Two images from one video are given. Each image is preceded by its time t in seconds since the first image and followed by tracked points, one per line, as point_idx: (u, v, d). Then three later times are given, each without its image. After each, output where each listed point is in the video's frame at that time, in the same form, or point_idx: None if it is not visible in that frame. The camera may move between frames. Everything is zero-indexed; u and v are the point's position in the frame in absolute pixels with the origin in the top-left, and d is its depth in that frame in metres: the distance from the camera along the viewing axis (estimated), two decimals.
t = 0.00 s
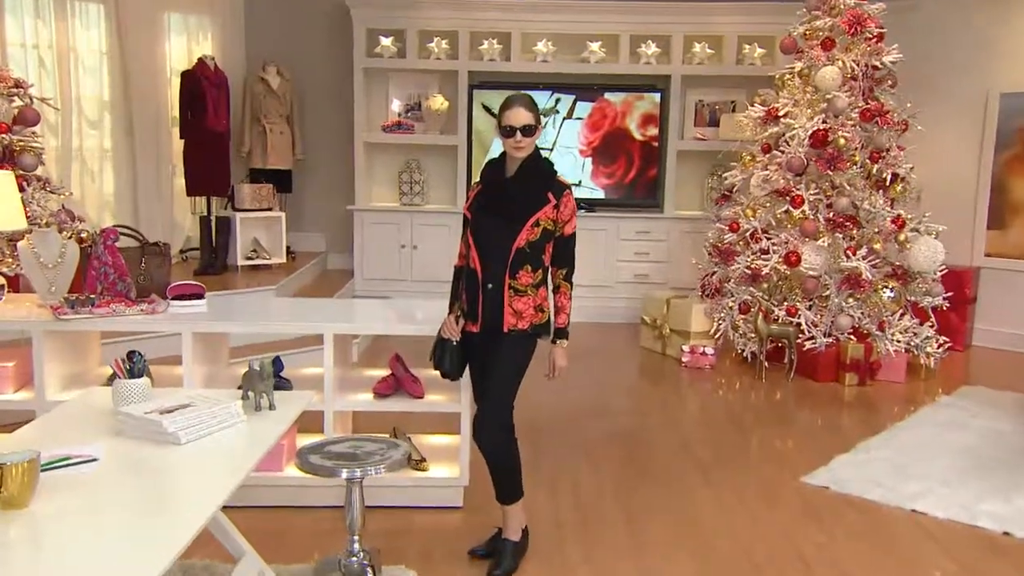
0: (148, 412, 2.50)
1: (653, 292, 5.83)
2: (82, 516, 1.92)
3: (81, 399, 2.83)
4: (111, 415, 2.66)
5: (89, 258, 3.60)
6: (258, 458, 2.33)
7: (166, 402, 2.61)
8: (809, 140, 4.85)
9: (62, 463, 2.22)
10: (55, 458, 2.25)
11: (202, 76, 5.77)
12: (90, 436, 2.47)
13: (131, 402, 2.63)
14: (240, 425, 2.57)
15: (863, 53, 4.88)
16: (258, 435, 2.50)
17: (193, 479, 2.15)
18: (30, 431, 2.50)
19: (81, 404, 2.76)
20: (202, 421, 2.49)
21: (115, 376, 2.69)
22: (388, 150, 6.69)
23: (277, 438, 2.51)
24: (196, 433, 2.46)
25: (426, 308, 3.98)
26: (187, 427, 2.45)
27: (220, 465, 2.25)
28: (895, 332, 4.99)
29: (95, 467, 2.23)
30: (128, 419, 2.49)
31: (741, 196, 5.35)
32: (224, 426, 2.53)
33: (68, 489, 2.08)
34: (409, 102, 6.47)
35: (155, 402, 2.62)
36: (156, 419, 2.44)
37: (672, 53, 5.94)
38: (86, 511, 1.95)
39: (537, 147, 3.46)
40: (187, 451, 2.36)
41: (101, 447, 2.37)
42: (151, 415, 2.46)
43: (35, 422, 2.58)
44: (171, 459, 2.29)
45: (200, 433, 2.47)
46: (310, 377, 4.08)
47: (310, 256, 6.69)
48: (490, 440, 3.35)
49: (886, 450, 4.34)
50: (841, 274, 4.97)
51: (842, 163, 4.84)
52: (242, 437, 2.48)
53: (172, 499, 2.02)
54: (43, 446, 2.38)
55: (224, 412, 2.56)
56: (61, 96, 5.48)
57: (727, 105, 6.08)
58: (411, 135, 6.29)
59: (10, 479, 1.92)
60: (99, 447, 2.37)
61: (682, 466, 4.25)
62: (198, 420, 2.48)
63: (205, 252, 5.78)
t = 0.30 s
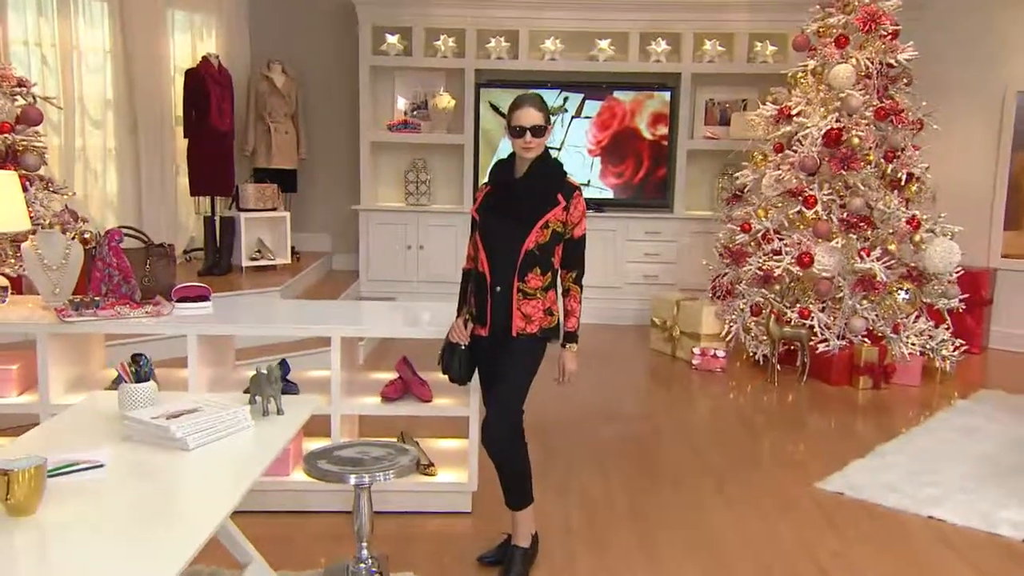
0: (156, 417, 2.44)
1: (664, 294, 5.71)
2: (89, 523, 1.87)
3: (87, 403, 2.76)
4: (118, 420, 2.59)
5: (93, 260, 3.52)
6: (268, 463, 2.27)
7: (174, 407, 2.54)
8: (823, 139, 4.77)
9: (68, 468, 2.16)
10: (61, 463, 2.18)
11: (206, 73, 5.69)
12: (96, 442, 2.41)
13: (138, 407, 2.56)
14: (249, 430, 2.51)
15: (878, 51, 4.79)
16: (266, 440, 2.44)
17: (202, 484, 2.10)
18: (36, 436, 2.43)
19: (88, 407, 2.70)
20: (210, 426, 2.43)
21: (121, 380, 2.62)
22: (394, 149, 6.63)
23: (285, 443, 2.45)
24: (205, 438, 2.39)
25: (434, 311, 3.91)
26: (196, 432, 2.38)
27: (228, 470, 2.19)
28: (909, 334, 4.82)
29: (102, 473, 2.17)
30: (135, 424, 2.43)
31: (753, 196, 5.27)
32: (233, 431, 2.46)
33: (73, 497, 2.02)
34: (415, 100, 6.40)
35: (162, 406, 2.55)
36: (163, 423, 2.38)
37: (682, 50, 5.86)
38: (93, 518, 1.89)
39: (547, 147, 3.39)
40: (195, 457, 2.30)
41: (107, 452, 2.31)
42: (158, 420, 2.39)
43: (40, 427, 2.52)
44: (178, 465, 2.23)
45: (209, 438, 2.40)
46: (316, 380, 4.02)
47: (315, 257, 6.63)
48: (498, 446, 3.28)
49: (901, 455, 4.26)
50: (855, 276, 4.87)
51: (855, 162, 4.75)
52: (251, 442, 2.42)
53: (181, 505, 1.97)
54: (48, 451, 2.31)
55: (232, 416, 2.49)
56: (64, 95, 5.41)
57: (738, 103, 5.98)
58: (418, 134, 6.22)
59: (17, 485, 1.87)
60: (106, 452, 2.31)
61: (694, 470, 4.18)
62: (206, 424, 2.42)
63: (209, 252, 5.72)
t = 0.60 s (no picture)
0: (165, 422, 2.37)
1: (675, 295, 5.62)
2: (99, 528, 1.81)
3: (95, 407, 2.70)
4: (126, 425, 2.53)
5: (99, 261, 3.46)
6: (279, 468, 2.21)
7: (184, 411, 2.48)
8: (838, 138, 4.69)
9: (77, 473, 2.09)
10: (70, 469, 2.12)
11: (212, 72, 5.63)
12: (104, 446, 2.34)
13: (148, 412, 2.50)
14: (259, 434, 2.44)
15: (895, 48, 4.70)
16: (277, 445, 2.37)
17: (212, 489, 2.03)
18: (42, 441, 2.37)
19: (96, 410, 2.64)
20: (220, 431, 2.36)
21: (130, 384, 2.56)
22: (401, 148, 6.56)
23: (295, 447, 2.38)
24: (215, 443, 2.32)
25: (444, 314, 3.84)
26: (206, 437, 2.31)
27: (239, 475, 2.13)
28: (927, 337, 4.74)
29: (112, 478, 2.10)
30: (144, 428, 2.36)
31: (767, 196, 5.18)
32: (243, 436, 2.40)
33: (80, 503, 1.95)
34: (423, 98, 6.33)
35: (172, 411, 2.49)
36: (172, 428, 2.31)
37: (694, 48, 5.77)
38: (103, 523, 1.84)
39: (559, 147, 3.33)
40: (205, 462, 2.23)
41: (116, 457, 2.24)
42: (167, 424, 2.32)
43: (47, 433, 2.45)
44: (188, 470, 2.17)
45: (219, 443, 2.33)
46: (324, 383, 3.95)
47: (321, 257, 6.57)
48: (511, 451, 3.22)
49: (919, 460, 4.17)
50: (871, 277, 4.78)
51: (871, 162, 4.66)
52: (261, 446, 2.35)
53: (192, 510, 1.91)
54: (55, 457, 2.25)
55: (242, 421, 2.43)
56: (69, 93, 5.35)
57: (750, 101, 5.89)
58: (426, 134, 6.14)
59: (26, 490, 1.80)
60: (114, 457, 2.24)
61: (708, 475, 4.10)
62: (216, 428, 2.35)
63: (214, 253, 5.66)
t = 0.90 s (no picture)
0: (176, 425, 2.30)
1: (689, 296, 5.54)
2: (109, 537, 1.74)
3: (103, 410, 2.63)
4: (136, 428, 2.45)
5: (108, 261, 3.39)
6: (292, 473, 2.14)
7: (195, 414, 2.40)
8: (856, 137, 4.60)
9: (87, 478, 2.03)
10: (81, 473, 2.06)
11: (219, 70, 5.57)
12: (114, 451, 2.27)
13: (159, 415, 2.43)
14: (271, 438, 2.37)
15: (915, 45, 4.60)
16: (290, 449, 2.30)
17: (225, 494, 1.97)
18: (50, 444, 2.30)
19: (106, 412, 2.58)
20: (232, 434, 2.29)
21: (141, 388, 2.48)
22: (410, 147, 6.48)
23: (309, 451, 2.31)
24: (227, 446, 2.25)
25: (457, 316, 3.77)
26: (218, 441, 2.24)
27: (252, 480, 2.06)
28: (948, 339, 4.66)
29: (124, 483, 2.03)
30: (156, 431, 2.29)
31: (782, 195, 5.08)
32: (256, 440, 2.33)
33: (89, 509, 1.89)
34: (432, 97, 6.26)
35: (184, 413, 2.42)
36: (184, 431, 2.24)
37: (708, 45, 5.69)
38: (113, 532, 1.77)
39: (574, 146, 3.27)
40: (217, 467, 2.16)
41: (127, 461, 2.18)
42: (179, 428, 2.25)
43: (55, 436, 2.38)
44: (199, 475, 2.10)
45: (231, 447, 2.26)
46: (334, 385, 3.88)
47: (329, 257, 6.50)
48: (525, 455, 3.15)
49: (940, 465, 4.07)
50: (890, 278, 4.69)
51: (891, 160, 4.57)
52: (275, 450, 2.28)
53: (205, 517, 1.84)
54: (65, 461, 2.18)
55: (254, 424, 2.36)
56: (75, 93, 5.35)
57: (766, 99, 5.82)
58: (435, 132, 6.09)
59: (39, 495, 1.75)
60: (125, 462, 2.18)
61: (725, 479, 4.03)
62: (228, 431, 2.28)
63: (221, 254, 5.61)
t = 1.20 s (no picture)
0: (192, 428, 2.23)
1: (705, 297, 5.46)
2: (124, 543, 1.68)
3: (117, 411, 2.56)
4: (151, 430, 2.39)
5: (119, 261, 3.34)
6: (308, 477, 2.07)
7: (211, 417, 2.34)
8: (878, 135, 4.50)
9: (103, 482, 1.97)
10: (97, 477, 1.99)
11: (229, 68, 5.51)
12: (129, 454, 2.20)
13: (174, 418, 2.35)
14: (288, 441, 2.31)
15: (940, 40, 4.48)
16: (308, 453, 2.23)
17: (241, 498, 1.91)
18: (63, 449, 2.23)
19: (121, 413, 2.51)
20: (248, 438, 2.22)
21: (156, 391, 2.43)
22: (423, 146, 6.42)
23: (326, 455, 2.24)
24: (243, 450, 2.18)
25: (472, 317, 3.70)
26: (234, 444, 2.17)
27: (270, 484, 2.00)
28: (972, 342, 4.54)
29: (139, 487, 1.97)
30: (171, 434, 2.22)
31: (802, 194, 4.99)
32: (272, 443, 2.26)
33: (101, 513, 1.82)
34: (444, 94, 6.19)
35: (199, 416, 2.34)
36: (199, 434, 2.17)
37: (725, 42, 5.59)
38: (128, 536, 1.71)
39: (593, 145, 3.19)
40: (234, 471, 2.09)
41: (142, 465, 2.11)
42: (194, 431, 2.18)
43: (68, 439, 2.31)
44: (215, 479, 2.03)
45: (248, 450, 2.19)
46: (348, 387, 3.81)
47: (340, 257, 6.43)
48: (541, 458, 3.08)
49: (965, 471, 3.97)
50: (912, 278, 4.59)
51: (913, 158, 4.46)
52: (291, 454, 2.21)
53: (222, 521, 1.78)
54: (78, 464, 2.11)
55: (271, 427, 2.29)
56: (84, 91, 5.23)
57: (785, 97, 5.73)
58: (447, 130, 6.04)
59: (55, 499, 1.69)
60: (140, 465, 2.11)
61: (744, 482, 3.95)
62: (245, 435, 2.21)
63: (232, 254, 5.55)
